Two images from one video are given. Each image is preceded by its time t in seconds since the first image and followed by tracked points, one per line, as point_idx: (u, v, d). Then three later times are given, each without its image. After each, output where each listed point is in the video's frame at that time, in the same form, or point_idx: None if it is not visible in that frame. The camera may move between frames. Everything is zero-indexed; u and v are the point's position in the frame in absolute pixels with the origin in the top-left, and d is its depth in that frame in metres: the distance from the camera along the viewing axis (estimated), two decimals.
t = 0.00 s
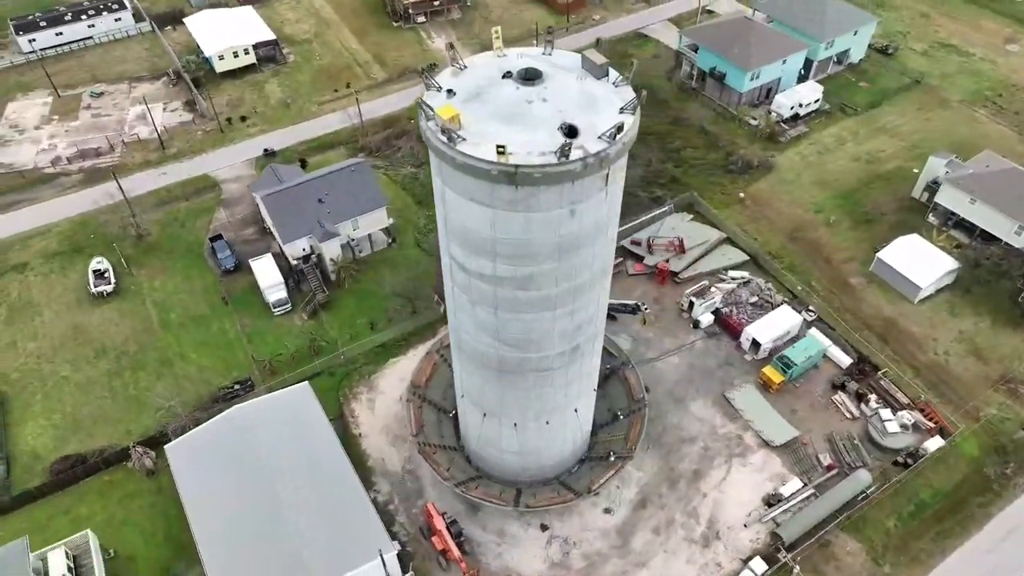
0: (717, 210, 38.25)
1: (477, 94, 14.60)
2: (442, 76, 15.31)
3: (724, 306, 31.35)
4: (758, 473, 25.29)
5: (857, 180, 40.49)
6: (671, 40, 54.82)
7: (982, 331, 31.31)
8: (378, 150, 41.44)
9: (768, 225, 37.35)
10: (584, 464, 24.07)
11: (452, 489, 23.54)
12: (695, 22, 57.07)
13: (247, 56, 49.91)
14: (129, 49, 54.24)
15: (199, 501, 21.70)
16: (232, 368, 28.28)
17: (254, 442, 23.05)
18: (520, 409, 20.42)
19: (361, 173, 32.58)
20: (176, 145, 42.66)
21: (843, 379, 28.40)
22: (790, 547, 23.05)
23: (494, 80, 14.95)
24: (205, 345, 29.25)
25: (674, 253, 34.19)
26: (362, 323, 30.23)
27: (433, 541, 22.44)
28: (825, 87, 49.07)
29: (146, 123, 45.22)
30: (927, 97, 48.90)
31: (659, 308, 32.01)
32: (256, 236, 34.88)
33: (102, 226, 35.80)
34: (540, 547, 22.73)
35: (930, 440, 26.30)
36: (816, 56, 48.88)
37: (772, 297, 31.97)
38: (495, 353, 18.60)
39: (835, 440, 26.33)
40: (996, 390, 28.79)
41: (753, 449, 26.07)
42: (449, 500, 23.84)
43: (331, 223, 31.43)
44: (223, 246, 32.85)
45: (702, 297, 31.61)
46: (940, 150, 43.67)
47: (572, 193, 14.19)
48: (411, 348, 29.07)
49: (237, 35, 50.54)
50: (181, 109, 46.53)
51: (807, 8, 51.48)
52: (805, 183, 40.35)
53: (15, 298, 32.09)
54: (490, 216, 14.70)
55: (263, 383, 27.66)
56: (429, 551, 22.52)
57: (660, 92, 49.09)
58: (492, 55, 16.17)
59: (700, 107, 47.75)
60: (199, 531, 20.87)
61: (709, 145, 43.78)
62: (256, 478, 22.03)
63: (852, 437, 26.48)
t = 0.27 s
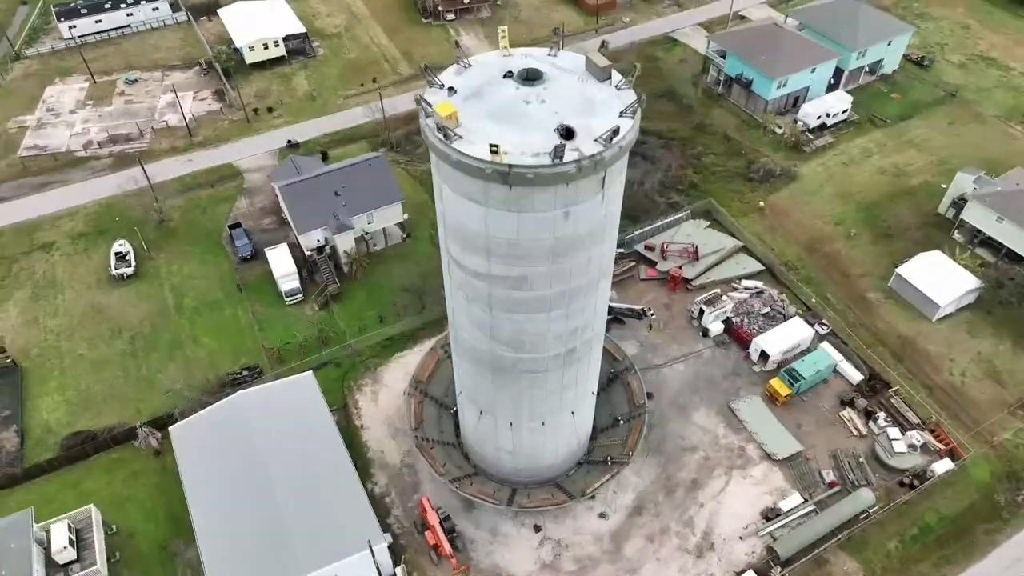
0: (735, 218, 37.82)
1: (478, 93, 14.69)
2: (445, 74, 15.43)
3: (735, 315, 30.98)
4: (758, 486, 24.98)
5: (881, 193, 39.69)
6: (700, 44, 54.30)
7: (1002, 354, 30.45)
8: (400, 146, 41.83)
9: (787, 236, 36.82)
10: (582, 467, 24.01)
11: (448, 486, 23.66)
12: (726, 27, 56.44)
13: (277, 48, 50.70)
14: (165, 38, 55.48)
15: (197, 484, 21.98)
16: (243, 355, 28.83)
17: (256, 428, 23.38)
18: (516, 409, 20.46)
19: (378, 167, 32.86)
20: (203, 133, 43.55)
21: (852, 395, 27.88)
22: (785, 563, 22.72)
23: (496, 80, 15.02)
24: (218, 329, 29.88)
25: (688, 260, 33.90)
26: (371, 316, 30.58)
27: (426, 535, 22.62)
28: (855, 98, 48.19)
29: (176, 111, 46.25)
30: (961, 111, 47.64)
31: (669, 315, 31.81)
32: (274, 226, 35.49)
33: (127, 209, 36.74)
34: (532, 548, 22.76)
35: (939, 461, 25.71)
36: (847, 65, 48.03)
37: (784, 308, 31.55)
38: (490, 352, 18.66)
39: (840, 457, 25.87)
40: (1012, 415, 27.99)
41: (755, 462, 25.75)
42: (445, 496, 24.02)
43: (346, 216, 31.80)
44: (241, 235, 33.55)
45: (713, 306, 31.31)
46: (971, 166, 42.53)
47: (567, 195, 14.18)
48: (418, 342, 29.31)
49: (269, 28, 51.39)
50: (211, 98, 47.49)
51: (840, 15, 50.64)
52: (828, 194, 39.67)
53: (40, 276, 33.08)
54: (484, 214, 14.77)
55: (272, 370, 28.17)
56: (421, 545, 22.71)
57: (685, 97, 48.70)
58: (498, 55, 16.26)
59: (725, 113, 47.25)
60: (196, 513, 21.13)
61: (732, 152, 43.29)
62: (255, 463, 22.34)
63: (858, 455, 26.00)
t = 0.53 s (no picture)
0: (753, 227, 37.36)
1: (478, 92, 14.79)
2: (448, 72, 15.57)
3: (745, 325, 30.61)
4: (757, 499, 24.69)
5: (907, 208, 38.83)
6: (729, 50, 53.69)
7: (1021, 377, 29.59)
8: (421, 142, 42.16)
9: (805, 247, 36.23)
10: (579, 470, 23.97)
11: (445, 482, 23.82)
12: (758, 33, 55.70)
13: (306, 41, 51.42)
14: (200, 27, 56.63)
15: (199, 466, 22.49)
16: (253, 342, 29.35)
17: (260, 414, 23.81)
18: (512, 408, 20.53)
19: (396, 163, 33.26)
20: (230, 122, 44.39)
21: (860, 412, 27.38)
22: None
23: (498, 80, 15.11)
24: (231, 316, 30.47)
25: (701, 267, 33.59)
26: (381, 309, 30.89)
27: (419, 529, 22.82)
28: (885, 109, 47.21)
29: (205, 100, 47.19)
30: (997, 126, 46.31)
31: (679, 322, 31.56)
32: (293, 216, 36.05)
33: (152, 195, 37.64)
34: (524, 549, 22.80)
35: (947, 484, 25.13)
36: (879, 76, 47.05)
37: (796, 321, 31.11)
38: (487, 350, 18.76)
39: (843, 475, 25.43)
40: None
41: (756, 475, 25.45)
42: (441, 492, 24.19)
43: (362, 209, 32.22)
44: (259, 224, 34.17)
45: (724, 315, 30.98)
46: (1003, 183, 41.34)
47: (562, 197, 14.20)
48: (425, 338, 29.56)
49: (300, 21, 52.13)
50: (240, 89, 48.37)
51: (875, 24, 49.60)
52: (851, 207, 38.93)
53: (65, 256, 34.08)
54: (480, 213, 14.86)
55: (280, 358, 28.65)
56: (415, 539, 22.92)
57: (711, 102, 48.22)
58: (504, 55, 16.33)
59: (750, 120, 46.67)
60: (196, 496, 21.56)
61: (754, 160, 42.76)
62: (256, 448, 22.74)
63: (862, 473, 25.53)
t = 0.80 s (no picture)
0: (770, 237, 36.87)
1: (478, 91, 14.87)
2: (451, 70, 15.69)
3: (755, 336, 30.24)
4: (754, 511, 24.41)
5: (931, 223, 37.93)
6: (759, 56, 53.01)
7: None
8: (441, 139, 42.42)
9: (822, 259, 35.65)
10: (575, 473, 23.95)
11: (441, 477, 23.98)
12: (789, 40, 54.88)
13: (335, 35, 52.04)
14: (234, 19, 57.66)
15: (203, 448, 22.99)
16: (263, 330, 29.86)
17: (264, 401, 24.23)
18: (508, 407, 20.60)
19: (413, 159, 33.60)
20: (257, 113, 45.15)
21: (867, 429, 26.90)
22: None
23: (500, 79, 15.17)
24: (244, 303, 31.04)
25: (714, 275, 33.22)
26: (390, 304, 31.18)
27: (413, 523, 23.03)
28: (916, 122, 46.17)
29: (234, 90, 48.04)
30: None
31: (688, 329, 31.31)
32: (311, 208, 36.56)
33: (176, 181, 38.49)
34: (516, 548, 22.86)
35: (952, 508, 24.59)
36: (911, 88, 46.05)
37: (808, 334, 30.64)
38: (483, 348, 18.85)
39: (845, 492, 25.02)
40: None
41: (755, 487, 25.16)
42: (437, 487, 24.38)
43: (377, 203, 32.49)
44: (277, 215, 34.75)
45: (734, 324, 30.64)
46: None
47: (556, 199, 14.21)
48: (432, 334, 29.77)
49: (330, 16, 52.76)
50: (268, 80, 49.14)
51: (909, 35, 48.52)
52: (873, 220, 38.15)
53: (89, 238, 35.05)
54: (475, 211, 14.96)
55: (289, 347, 29.10)
56: (408, 532, 23.14)
57: (736, 109, 47.67)
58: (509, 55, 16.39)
59: (776, 128, 46.04)
60: (197, 477, 22.06)
61: (776, 169, 42.19)
62: (258, 434, 23.15)
63: (865, 492, 25.09)
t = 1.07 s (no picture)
0: (787, 247, 36.38)
1: (478, 90, 14.96)
2: (454, 68, 15.81)
3: (764, 347, 29.90)
4: (750, 524, 24.15)
5: (955, 239, 37.01)
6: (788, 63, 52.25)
7: None
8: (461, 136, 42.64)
9: (839, 272, 35.05)
10: (571, 475, 23.94)
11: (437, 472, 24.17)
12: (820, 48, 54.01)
13: (363, 30, 52.57)
14: (266, 11, 58.59)
15: (205, 431, 23.46)
16: (274, 319, 30.37)
17: (268, 387, 24.62)
18: (503, 406, 20.68)
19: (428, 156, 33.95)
20: (282, 105, 45.86)
21: (872, 447, 26.44)
22: None
23: (501, 79, 15.25)
24: (257, 292, 31.61)
25: (726, 283, 32.93)
26: (400, 298, 31.48)
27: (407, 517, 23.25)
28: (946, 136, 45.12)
29: (261, 81, 48.84)
30: None
31: (696, 337, 31.07)
32: (328, 200, 37.05)
33: (200, 169, 39.30)
34: (507, 547, 22.94)
35: (956, 532, 24.05)
36: (942, 100, 45.01)
37: (818, 347, 30.20)
38: (479, 346, 18.94)
39: (846, 510, 24.62)
40: None
41: (754, 499, 24.87)
42: (433, 483, 24.58)
43: (391, 198, 32.84)
44: (294, 206, 35.31)
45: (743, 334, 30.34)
46: None
47: (549, 200, 14.25)
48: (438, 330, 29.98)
49: (359, 11, 53.33)
50: (295, 73, 49.85)
51: (944, 46, 47.41)
52: (895, 234, 37.37)
53: (113, 221, 35.99)
54: (469, 209, 15.06)
55: (297, 337, 29.55)
56: (402, 526, 23.37)
57: (761, 116, 47.08)
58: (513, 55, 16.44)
59: (800, 137, 45.36)
60: (198, 459, 22.53)
61: (798, 179, 41.58)
62: (259, 420, 23.55)
63: (866, 511, 24.66)
